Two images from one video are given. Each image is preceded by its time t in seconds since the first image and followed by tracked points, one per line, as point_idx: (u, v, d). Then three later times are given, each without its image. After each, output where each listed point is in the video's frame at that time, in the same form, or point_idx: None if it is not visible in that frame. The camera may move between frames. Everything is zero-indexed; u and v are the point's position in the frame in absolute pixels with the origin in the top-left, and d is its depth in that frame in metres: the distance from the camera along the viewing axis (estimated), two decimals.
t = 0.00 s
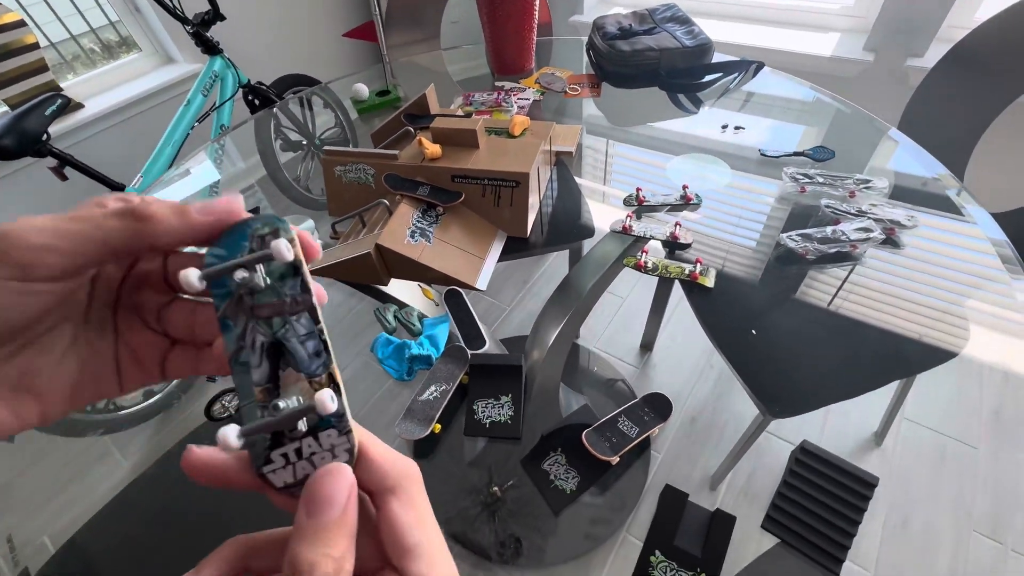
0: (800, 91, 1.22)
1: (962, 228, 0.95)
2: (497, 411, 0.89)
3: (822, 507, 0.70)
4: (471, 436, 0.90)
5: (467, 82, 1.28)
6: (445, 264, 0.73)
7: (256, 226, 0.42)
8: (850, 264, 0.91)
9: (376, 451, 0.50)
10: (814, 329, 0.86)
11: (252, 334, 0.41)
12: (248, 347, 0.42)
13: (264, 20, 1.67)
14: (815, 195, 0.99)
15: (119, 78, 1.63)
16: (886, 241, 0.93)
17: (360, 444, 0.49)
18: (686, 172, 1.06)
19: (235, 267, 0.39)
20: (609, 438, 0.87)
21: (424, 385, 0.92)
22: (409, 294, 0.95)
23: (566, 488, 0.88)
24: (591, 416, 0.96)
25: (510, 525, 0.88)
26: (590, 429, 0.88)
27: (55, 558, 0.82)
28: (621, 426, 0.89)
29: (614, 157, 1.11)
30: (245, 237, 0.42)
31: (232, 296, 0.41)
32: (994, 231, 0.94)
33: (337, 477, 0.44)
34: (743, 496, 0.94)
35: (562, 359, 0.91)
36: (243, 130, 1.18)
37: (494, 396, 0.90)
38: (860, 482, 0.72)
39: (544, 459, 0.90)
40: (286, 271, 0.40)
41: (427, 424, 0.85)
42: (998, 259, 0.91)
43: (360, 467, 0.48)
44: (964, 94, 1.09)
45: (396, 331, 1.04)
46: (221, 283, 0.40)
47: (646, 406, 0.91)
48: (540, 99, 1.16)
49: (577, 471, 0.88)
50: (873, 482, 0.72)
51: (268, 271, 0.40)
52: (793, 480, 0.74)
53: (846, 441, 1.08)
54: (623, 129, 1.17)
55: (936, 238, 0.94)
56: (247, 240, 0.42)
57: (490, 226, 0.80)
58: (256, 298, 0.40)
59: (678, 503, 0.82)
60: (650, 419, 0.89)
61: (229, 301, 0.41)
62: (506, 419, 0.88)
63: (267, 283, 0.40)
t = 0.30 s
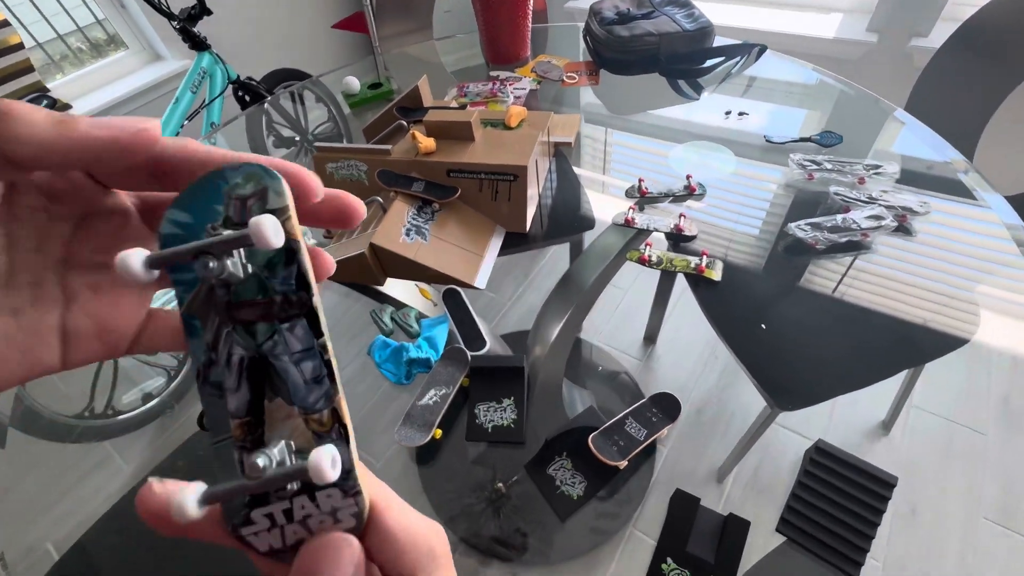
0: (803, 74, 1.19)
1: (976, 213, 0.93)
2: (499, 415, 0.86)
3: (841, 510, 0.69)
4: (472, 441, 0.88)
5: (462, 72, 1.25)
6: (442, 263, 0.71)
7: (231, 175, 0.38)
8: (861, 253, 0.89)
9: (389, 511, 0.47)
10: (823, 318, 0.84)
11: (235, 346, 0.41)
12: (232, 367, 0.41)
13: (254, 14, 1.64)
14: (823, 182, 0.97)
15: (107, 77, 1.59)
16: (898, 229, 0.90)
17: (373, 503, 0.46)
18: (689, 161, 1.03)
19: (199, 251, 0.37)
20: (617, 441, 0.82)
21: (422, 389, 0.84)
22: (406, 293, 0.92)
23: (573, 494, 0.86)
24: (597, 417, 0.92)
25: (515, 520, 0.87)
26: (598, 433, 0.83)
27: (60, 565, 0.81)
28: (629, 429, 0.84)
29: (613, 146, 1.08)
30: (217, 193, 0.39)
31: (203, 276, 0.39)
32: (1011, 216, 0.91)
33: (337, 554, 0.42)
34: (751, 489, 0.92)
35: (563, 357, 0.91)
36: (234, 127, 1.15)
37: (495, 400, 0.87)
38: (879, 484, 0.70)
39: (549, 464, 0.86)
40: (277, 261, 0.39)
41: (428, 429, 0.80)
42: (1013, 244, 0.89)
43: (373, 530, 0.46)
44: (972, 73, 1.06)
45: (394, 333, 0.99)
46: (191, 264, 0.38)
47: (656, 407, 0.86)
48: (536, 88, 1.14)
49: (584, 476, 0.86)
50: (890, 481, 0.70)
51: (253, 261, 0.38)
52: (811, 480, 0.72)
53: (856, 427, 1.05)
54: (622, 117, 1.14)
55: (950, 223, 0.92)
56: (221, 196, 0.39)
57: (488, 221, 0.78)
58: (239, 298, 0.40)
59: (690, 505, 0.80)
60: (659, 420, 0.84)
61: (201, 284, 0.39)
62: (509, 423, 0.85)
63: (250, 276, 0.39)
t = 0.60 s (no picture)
0: (806, 59, 1.16)
1: (991, 201, 0.90)
2: (499, 427, 0.82)
3: (864, 523, 0.60)
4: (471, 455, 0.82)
5: (456, 65, 1.22)
6: (436, 265, 0.68)
7: (159, 121, 0.32)
8: (874, 247, 0.86)
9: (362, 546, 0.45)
10: (833, 313, 0.81)
11: (163, 345, 0.35)
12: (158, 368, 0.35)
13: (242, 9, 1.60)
14: (833, 173, 0.94)
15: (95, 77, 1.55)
16: (914, 221, 0.87)
17: (341, 535, 0.44)
18: (692, 154, 1.00)
19: (111, 218, 0.30)
20: (625, 455, 0.78)
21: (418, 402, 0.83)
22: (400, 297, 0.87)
23: (578, 511, 0.79)
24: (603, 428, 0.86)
25: (520, 519, 0.85)
26: (603, 447, 0.79)
27: None
28: (637, 440, 0.79)
29: (612, 138, 1.05)
30: (136, 140, 0.32)
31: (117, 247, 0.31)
32: None
33: None
34: (759, 486, 0.90)
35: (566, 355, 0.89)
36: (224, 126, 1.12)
37: (495, 411, 0.83)
38: (906, 496, 0.61)
39: (553, 479, 0.81)
40: (222, 237, 0.33)
41: (425, 444, 0.78)
42: None
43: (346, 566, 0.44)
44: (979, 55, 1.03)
45: (388, 341, 0.98)
46: (102, 233, 0.31)
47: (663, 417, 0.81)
48: (532, 80, 1.10)
49: (590, 491, 0.79)
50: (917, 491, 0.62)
51: (190, 237, 0.32)
52: (831, 494, 0.62)
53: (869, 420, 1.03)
54: (622, 109, 1.11)
55: (965, 214, 0.89)
56: (145, 146, 0.32)
57: (484, 220, 0.75)
58: (169, 282, 0.33)
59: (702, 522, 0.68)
60: (668, 431, 0.80)
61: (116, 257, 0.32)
62: (511, 436, 0.81)
63: (185, 251, 0.32)
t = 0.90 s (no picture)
0: (797, 53, 1.16)
1: (981, 190, 0.91)
2: (492, 426, 0.81)
3: (854, 518, 0.60)
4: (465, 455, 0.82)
5: (447, 64, 1.22)
6: (429, 267, 0.69)
7: (184, 85, 0.36)
8: (865, 241, 0.86)
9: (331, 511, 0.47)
10: (825, 307, 0.82)
11: (174, 316, 0.38)
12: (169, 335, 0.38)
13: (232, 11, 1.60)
14: (823, 168, 0.94)
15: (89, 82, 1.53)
16: (903, 214, 0.87)
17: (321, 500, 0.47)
18: (684, 151, 1.00)
19: (168, 193, 0.34)
20: (616, 452, 0.77)
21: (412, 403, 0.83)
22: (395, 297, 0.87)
23: (572, 508, 0.78)
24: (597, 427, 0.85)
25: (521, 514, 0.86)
26: (596, 445, 0.78)
27: None
28: (629, 438, 0.79)
29: (605, 135, 1.05)
30: (164, 108, 0.36)
31: (137, 210, 0.35)
32: (1016, 194, 0.89)
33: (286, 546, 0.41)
34: (756, 478, 0.92)
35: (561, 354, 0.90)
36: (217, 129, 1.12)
37: (488, 410, 0.82)
38: (894, 489, 0.61)
39: (546, 478, 0.80)
40: (249, 219, 0.37)
41: (419, 445, 0.77)
42: (1018, 221, 0.87)
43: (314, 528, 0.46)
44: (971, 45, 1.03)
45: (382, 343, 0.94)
46: (146, 202, 0.34)
47: (654, 414, 0.82)
48: (524, 79, 1.10)
49: (583, 489, 0.78)
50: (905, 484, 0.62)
51: (218, 214, 0.36)
52: (821, 488, 0.62)
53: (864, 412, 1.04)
54: (614, 105, 1.11)
55: (956, 204, 0.89)
56: (171, 109, 0.36)
57: (476, 220, 0.76)
58: (189, 256, 0.37)
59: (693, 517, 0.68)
60: (659, 428, 0.80)
61: (135, 219, 0.35)
62: (504, 435, 0.80)
63: (211, 229, 0.36)
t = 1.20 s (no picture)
0: (794, 46, 1.15)
1: (979, 181, 0.90)
2: (489, 428, 0.86)
3: (853, 514, 0.60)
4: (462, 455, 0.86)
5: (441, 62, 1.21)
6: (424, 267, 0.68)
7: (229, 74, 0.39)
8: (863, 235, 0.86)
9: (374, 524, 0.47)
10: (823, 302, 0.81)
11: (215, 322, 0.40)
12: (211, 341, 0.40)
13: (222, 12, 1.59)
14: (820, 162, 0.93)
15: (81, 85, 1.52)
16: (902, 207, 0.87)
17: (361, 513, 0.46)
18: (680, 146, 0.99)
19: (209, 191, 0.35)
20: (613, 453, 0.81)
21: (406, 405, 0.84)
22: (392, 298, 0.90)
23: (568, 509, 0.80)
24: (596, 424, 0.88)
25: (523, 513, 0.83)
26: (591, 446, 0.82)
27: None
28: (626, 438, 0.83)
29: (601, 130, 1.05)
30: (209, 97, 0.39)
31: (178, 208, 0.36)
32: (1014, 184, 0.89)
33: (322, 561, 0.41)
34: (758, 473, 0.91)
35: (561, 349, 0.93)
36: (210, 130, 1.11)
37: (484, 412, 0.87)
38: (892, 485, 0.61)
39: (542, 479, 0.82)
40: (293, 219, 0.40)
41: (414, 447, 0.78)
42: (1017, 212, 0.87)
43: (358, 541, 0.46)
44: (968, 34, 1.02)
45: (377, 345, 0.89)
46: (186, 203, 0.35)
47: (651, 413, 0.86)
48: (518, 75, 1.10)
49: (580, 490, 0.81)
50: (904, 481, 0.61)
51: (262, 213, 0.38)
52: (818, 485, 0.62)
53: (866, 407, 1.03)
54: (610, 99, 1.10)
55: (954, 196, 0.88)
56: (216, 99, 0.39)
57: (471, 218, 0.75)
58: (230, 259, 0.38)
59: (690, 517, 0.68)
60: (656, 427, 0.84)
61: (175, 217, 0.37)
62: (500, 436, 0.85)
63: (255, 228, 0.38)
